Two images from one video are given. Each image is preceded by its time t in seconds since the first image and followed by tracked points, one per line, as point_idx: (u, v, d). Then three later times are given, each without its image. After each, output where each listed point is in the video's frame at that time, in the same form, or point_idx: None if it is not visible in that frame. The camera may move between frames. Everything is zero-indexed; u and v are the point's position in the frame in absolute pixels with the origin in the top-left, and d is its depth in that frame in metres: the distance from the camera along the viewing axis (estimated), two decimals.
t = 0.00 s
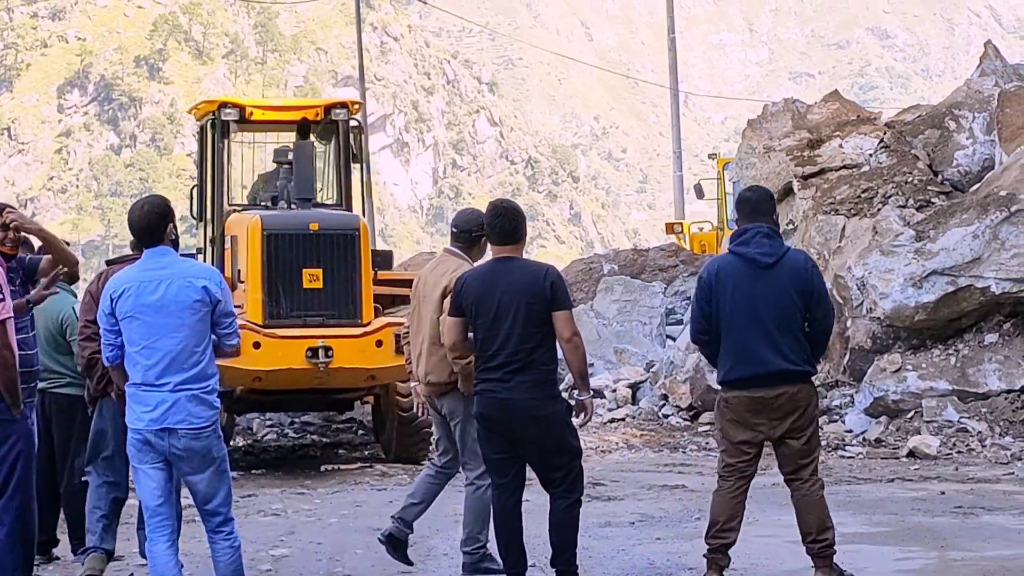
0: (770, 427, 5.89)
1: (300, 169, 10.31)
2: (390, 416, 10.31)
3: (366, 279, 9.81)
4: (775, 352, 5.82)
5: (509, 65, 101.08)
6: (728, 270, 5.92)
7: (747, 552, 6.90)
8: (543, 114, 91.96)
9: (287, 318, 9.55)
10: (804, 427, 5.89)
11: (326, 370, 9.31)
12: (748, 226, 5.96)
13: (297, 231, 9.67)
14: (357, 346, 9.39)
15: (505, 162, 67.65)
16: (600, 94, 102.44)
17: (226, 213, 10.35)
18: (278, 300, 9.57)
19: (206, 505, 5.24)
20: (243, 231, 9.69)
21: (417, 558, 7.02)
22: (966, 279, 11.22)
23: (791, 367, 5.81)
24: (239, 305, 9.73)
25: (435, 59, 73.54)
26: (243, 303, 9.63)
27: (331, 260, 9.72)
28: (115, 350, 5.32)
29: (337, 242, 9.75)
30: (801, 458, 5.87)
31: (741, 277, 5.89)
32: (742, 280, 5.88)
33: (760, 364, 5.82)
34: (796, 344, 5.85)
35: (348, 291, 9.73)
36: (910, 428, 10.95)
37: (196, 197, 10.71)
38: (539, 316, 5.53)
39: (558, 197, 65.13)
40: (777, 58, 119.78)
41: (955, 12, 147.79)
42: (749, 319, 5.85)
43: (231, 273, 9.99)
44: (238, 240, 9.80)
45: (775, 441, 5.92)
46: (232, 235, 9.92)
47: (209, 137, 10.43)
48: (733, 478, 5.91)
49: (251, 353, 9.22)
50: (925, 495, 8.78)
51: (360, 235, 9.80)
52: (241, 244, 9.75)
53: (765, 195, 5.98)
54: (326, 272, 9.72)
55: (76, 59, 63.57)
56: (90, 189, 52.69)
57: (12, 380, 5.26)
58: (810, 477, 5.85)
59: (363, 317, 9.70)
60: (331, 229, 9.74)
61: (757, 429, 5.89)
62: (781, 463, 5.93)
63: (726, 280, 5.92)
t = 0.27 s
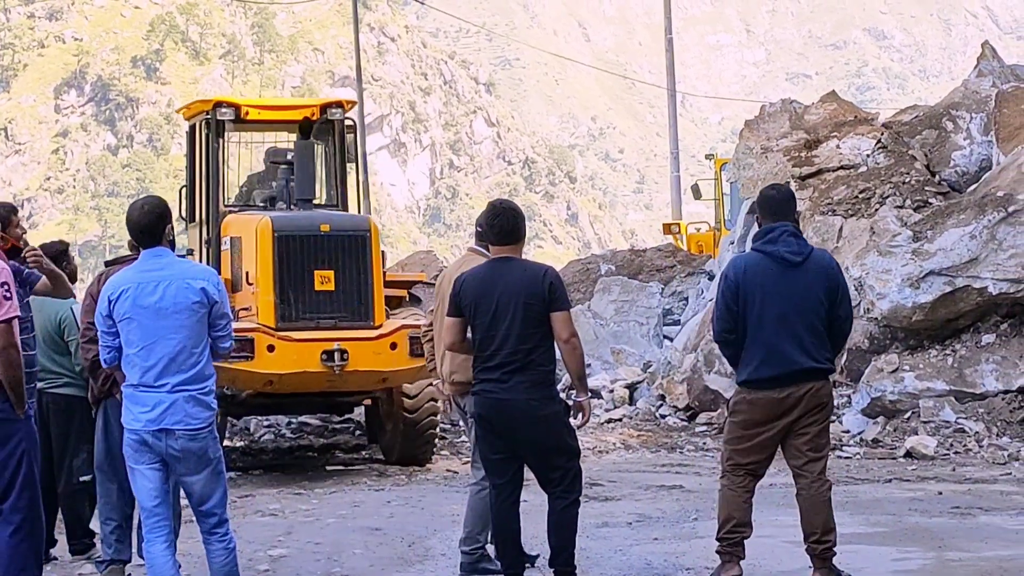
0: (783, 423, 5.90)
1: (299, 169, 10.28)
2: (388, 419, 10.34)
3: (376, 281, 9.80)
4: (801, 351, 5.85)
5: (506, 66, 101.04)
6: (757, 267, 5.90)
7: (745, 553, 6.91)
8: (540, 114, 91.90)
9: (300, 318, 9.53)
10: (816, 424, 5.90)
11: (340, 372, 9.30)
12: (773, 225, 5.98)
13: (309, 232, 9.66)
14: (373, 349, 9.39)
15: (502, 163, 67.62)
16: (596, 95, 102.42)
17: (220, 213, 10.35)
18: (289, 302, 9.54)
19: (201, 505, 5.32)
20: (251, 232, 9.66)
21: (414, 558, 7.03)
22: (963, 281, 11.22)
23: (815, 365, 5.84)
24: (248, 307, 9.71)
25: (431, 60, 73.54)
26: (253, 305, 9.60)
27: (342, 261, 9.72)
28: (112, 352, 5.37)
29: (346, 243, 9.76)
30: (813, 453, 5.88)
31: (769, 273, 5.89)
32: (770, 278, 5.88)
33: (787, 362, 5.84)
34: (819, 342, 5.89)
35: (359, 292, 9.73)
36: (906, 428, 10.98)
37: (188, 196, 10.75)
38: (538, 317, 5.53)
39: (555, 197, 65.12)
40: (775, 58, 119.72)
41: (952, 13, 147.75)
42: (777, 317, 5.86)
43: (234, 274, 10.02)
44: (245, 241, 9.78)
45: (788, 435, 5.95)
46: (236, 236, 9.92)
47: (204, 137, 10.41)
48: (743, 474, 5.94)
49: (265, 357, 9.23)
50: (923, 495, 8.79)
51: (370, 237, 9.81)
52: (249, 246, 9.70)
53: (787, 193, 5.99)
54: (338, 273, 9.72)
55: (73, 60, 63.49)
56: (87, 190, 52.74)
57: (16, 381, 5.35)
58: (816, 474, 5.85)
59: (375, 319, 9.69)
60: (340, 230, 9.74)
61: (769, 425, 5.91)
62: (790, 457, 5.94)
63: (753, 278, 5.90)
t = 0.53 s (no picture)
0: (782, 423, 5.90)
1: (309, 166, 10.31)
2: (391, 420, 10.41)
3: (394, 281, 9.76)
4: (797, 351, 5.86)
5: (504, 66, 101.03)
6: (754, 266, 5.90)
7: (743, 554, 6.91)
8: (538, 114, 91.88)
9: (321, 321, 9.47)
10: (810, 422, 5.91)
11: (362, 376, 9.32)
12: (772, 224, 6.00)
13: (326, 232, 9.62)
14: (394, 351, 9.39)
15: (500, 163, 67.66)
16: (595, 95, 102.42)
17: (224, 209, 10.32)
18: (311, 304, 9.48)
19: (198, 507, 5.37)
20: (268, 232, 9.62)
21: (411, 557, 7.03)
22: (961, 280, 11.23)
23: (810, 366, 5.86)
24: (262, 309, 9.65)
25: (430, 60, 73.56)
26: (270, 307, 9.55)
27: (362, 261, 9.67)
28: (112, 352, 5.43)
29: (364, 244, 9.71)
30: (807, 454, 5.90)
31: (765, 272, 5.90)
32: (768, 279, 5.89)
33: (784, 362, 5.84)
34: (815, 343, 5.91)
35: (378, 292, 9.69)
36: (904, 428, 10.99)
37: (186, 193, 10.73)
38: (536, 318, 5.54)
39: (553, 197, 65.19)
40: (772, 58, 119.70)
41: (950, 13, 147.75)
42: (773, 316, 5.87)
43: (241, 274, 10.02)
44: (259, 240, 9.75)
45: (783, 439, 5.95)
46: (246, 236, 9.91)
47: (207, 132, 10.38)
48: (746, 478, 5.92)
49: (289, 358, 9.20)
50: (921, 495, 8.79)
51: (388, 237, 9.77)
52: (266, 246, 9.64)
53: (786, 194, 6.02)
54: (359, 274, 9.68)
55: (71, 60, 63.54)
56: (85, 190, 52.81)
57: (43, 381, 5.48)
58: (811, 474, 5.86)
59: (394, 321, 9.66)
60: (358, 230, 9.71)
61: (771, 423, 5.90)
62: (785, 459, 5.96)
63: (751, 276, 5.90)
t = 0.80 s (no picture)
0: (773, 424, 5.90)
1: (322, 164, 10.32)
2: (399, 422, 10.40)
3: (414, 282, 9.73)
4: (779, 353, 5.87)
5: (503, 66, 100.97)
6: (735, 268, 5.93)
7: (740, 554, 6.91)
8: (537, 114, 91.83)
9: (339, 321, 9.45)
10: (795, 426, 5.92)
11: (383, 377, 9.35)
12: (753, 226, 6.01)
13: (347, 233, 9.57)
14: (414, 355, 9.42)
15: (499, 163, 67.68)
16: (593, 95, 102.38)
17: (231, 207, 10.27)
18: (330, 306, 9.46)
19: (199, 507, 5.41)
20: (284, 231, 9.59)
21: (410, 557, 7.03)
22: (961, 280, 11.22)
23: (791, 368, 5.87)
24: (279, 309, 9.62)
25: (428, 59, 73.57)
26: (287, 306, 9.51)
27: (380, 262, 9.63)
28: (115, 353, 5.44)
29: (384, 245, 9.67)
30: (791, 457, 5.91)
31: (748, 274, 5.91)
32: (750, 281, 5.90)
33: (764, 364, 5.86)
34: (797, 346, 5.92)
35: (397, 294, 9.65)
36: (904, 428, 11.00)
37: (187, 190, 10.68)
38: (536, 318, 5.54)
39: (551, 197, 65.22)
40: (771, 58, 119.67)
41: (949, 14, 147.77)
42: (756, 318, 5.88)
43: (251, 273, 10.00)
44: (273, 240, 9.71)
45: (765, 440, 5.95)
46: (258, 236, 9.88)
47: (212, 128, 10.31)
48: (738, 477, 5.91)
49: (312, 359, 9.19)
50: (920, 496, 8.79)
51: (408, 237, 9.75)
52: (282, 246, 9.61)
53: (767, 196, 6.02)
54: (377, 275, 9.64)
55: (69, 60, 63.45)
56: (84, 189, 52.84)
57: (62, 385, 5.55)
58: (799, 480, 5.89)
59: (413, 324, 9.65)
60: (378, 231, 9.67)
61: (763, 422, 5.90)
62: (771, 463, 5.96)
63: (731, 279, 5.93)
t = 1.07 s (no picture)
0: (768, 424, 5.90)
1: (330, 164, 10.29)
2: (406, 425, 10.41)
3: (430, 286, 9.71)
4: (768, 355, 5.87)
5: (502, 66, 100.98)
6: (722, 271, 5.94)
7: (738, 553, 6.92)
8: (536, 115, 91.81)
9: (356, 326, 9.41)
10: (791, 423, 5.91)
11: (401, 384, 9.30)
12: (742, 227, 6.01)
13: (362, 235, 9.54)
14: (434, 359, 9.40)
15: (499, 163, 67.76)
16: (593, 95, 102.34)
17: (235, 208, 10.25)
18: (346, 310, 9.41)
19: (200, 508, 5.43)
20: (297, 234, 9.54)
21: (410, 558, 7.03)
22: (959, 281, 11.21)
23: (781, 370, 5.87)
24: (292, 313, 9.61)
25: (428, 60, 73.62)
26: (302, 311, 9.50)
27: (395, 266, 9.59)
28: (116, 353, 5.45)
29: (400, 248, 9.64)
30: (785, 459, 5.91)
31: (739, 278, 5.92)
32: (738, 282, 5.91)
33: (753, 367, 5.86)
34: (787, 345, 5.92)
35: (412, 298, 9.62)
36: (903, 429, 11.01)
37: (189, 187, 10.68)
38: (533, 318, 5.54)
39: (551, 198, 65.26)
40: (771, 58, 119.69)
41: (949, 14, 147.70)
42: (745, 319, 5.89)
43: (259, 275, 10.01)
44: (284, 243, 9.70)
45: (758, 440, 5.94)
46: (267, 238, 9.86)
47: (216, 127, 10.27)
48: (733, 477, 5.91)
49: (326, 366, 9.13)
50: (920, 495, 8.79)
51: (424, 240, 9.70)
52: (294, 248, 9.58)
53: (756, 196, 6.00)
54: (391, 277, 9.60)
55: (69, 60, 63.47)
56: (83, 190, 52.96)
57: (66, 389, 5.54)
58: (794, 480, 5.89)
59: (430, 327, 9.64)
60: (395, 234, 9.64)
61: (758, 422, 5.89)
62: (764, 464, 5.97)
63: (720, 282, 5.94)
